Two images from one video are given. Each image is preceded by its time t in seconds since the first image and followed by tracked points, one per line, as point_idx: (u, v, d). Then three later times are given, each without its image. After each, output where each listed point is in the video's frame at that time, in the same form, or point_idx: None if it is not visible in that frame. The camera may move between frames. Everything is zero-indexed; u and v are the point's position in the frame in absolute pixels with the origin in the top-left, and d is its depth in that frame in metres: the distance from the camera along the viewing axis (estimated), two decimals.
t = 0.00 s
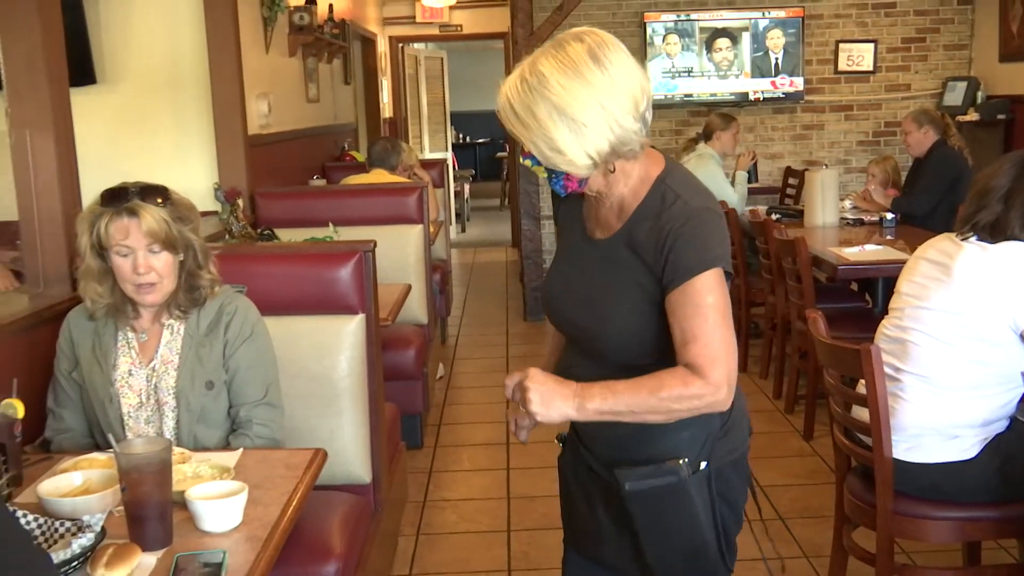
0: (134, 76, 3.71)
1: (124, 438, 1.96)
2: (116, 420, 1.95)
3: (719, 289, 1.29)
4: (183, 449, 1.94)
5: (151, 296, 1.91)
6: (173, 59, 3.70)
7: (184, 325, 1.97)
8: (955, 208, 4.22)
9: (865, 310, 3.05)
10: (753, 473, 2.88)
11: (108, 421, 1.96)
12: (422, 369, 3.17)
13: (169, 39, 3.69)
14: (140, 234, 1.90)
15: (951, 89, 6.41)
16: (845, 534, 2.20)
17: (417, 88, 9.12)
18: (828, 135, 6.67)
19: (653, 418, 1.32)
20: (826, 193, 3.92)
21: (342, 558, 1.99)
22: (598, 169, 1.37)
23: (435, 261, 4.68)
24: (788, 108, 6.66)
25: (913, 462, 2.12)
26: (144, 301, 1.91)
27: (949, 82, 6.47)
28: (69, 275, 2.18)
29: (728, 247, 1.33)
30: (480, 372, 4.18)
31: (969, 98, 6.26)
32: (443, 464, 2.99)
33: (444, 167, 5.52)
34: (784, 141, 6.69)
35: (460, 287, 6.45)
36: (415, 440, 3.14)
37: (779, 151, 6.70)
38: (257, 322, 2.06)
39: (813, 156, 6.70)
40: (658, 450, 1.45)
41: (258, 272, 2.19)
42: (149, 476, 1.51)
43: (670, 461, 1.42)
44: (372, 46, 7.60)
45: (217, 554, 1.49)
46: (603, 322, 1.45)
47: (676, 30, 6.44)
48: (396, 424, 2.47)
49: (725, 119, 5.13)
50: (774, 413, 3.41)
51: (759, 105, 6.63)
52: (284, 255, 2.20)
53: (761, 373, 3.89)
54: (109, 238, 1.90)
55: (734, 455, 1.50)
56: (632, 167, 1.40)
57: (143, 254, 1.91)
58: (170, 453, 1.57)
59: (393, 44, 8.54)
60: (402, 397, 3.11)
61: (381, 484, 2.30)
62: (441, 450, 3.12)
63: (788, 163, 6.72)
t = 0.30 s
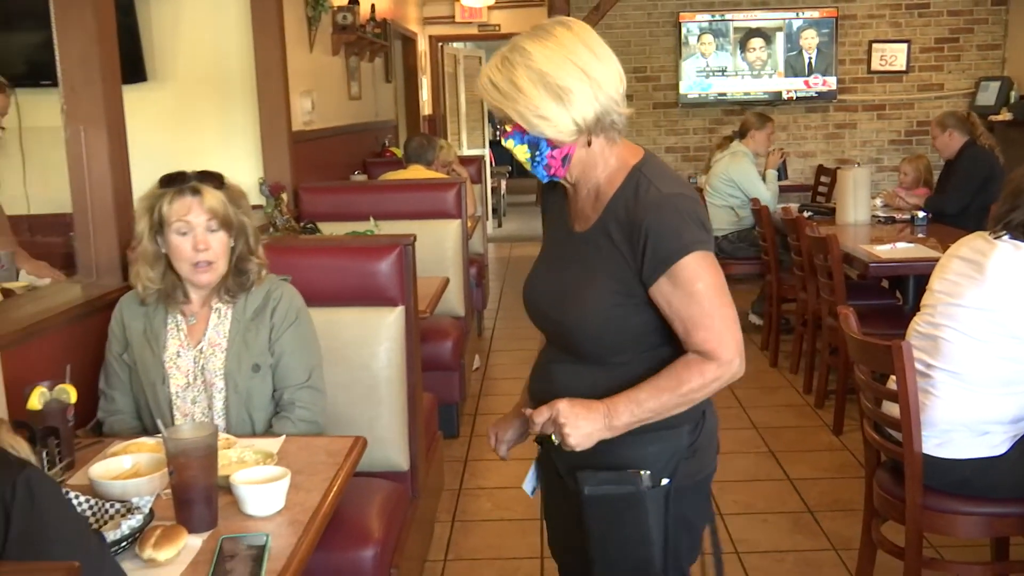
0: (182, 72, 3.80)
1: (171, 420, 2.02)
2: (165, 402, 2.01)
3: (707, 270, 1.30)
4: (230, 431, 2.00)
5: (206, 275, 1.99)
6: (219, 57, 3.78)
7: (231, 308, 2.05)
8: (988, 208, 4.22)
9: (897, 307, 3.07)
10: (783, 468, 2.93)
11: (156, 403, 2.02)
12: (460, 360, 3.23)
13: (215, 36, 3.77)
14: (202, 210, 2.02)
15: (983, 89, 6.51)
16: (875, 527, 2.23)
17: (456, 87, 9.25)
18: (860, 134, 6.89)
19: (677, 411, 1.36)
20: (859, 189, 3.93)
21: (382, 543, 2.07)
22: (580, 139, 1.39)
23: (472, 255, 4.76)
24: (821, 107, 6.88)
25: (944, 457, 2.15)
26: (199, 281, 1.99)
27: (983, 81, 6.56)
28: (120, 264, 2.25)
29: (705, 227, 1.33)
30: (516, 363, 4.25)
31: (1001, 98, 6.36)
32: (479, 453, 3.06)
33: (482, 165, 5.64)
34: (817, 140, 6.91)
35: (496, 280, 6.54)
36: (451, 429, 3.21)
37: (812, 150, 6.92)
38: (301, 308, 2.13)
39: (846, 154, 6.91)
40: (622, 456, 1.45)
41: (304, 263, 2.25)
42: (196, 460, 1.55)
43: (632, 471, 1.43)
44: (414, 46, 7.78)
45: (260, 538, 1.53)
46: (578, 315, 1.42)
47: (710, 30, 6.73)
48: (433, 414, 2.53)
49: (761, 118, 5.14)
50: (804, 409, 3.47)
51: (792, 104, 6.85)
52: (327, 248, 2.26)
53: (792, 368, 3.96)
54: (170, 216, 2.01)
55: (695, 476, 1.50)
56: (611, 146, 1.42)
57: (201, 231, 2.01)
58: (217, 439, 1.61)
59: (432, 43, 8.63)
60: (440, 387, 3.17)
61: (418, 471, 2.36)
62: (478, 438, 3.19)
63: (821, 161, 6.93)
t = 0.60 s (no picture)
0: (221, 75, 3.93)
1: (212, 415, 2.09)
2: (206, 398, 2.09)
3: (686, 264, 1.26)
4: (270, 425, 2.07)
5: (253, 262, 2.06)
6: (258, 61, 3.89)
7: (271, 305, 2.11)
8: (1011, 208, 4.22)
9: (920, 305, 3.10)
10: (806, 462, 2.98)
11: (198, 399, 2.09)
12: (490, 355, 3.31)
13: (254, 41, 3.88)
14: (251, 199, 2.12)
15: (1007, 89, 6.62)
16: (897, 522, 2.27)
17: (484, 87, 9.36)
18: (883, 135, 6.90)
19: (659, 410, 1.31)
20: (881, 187, 3.96)
21: (414, 533, 2.13)
22: (565, 139, 1.40)
23: (501, 253, 4.84)
24: (844, 108, 6.89)
25: (966, 453, 2.18)
26: (246, 269, 2.07)
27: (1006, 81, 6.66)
28: (161, 262, 2.33)
29: (687, 223, 1.30)
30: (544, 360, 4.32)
31: None
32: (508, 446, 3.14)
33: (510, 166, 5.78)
34: (840, 140, 6.93)
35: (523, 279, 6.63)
36: (481, 423, 3.30)
37: (835, 149, 6.94)
38: (339, 306, 2.19)
39: (869, 154, 6.93)
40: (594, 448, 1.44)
41: (341, 262, 2.32)
42: (234, 452, 1.61)
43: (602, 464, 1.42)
44: (444, 49, 7.91)
45: (296, 528, 1.56)
46: (562, 318, 1.41)
47: (736, 32, 6.76)
48: (464, 409, 2.59)
49: (788, 120, 5.17)
50: (827, 404, 3.51)
51: (816, 105, 6.87)
52: (362, 246, 2.32)
53: (816, 364, 4.00)
54: (220, 205, 2.11)
55: (667, 487, 1.46)
56: (595, 148, 1.42)
57: (251, 219, 2.10)
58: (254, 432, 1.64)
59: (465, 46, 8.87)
60: (469, 383, 3.24)
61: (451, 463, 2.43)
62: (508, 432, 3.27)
63: (844, 161, 6.95)
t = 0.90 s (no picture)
0: (263, 80, 4.02)
1: (256, 409, 2.16)
2: (251, 392, 2.16)
3: (667, 273, 1.26)
4: (311, 419, 2.15)
5: (294, 267, 2.14)
6: (299, 66, 3.99)
7: (315, 304, 2.18)
8: None
9: (948, 306, 3.13)
10: (835, 461, 3.01)
11: (243, 393, 2.17)
12: (523, 353, 3.38)
13: (296, 48, 3.98)
14: (296, 205, 2.19)
15: None
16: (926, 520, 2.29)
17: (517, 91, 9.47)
18: (912, 138, 6.88)
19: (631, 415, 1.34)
20: (910, 191, 3.97)
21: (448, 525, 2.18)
22: (570, 142, 1.43)
23: (534, 254, 4.91)
24: (873, 112, 6.89)
25: (996, 452, 2.21)
26: (288, 273, 2.14)
27: None
28: (206, 261, 2.41)
29: (675, 229, 1.29)
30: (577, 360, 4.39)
31: None
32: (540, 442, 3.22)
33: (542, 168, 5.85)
34: (869, 143, 6.92)
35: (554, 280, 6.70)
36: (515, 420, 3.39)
37: (863, 153, 6.94)
38: (381, 306, 2.26)
39: (897, 157, 6.91)
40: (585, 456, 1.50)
41: (383, 261, 2.40)
42: (277, 446, 1.65)
43: (587, 472, 1.48)
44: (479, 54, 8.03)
45: (336, 520, 1.61)
46: (553, 310, 1.44)
47: (765, 37, 6.80)
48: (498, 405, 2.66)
49: (818, 123, 5.18)
50: (856, 404, 3.53)
51: (845, 109, 6.88)
52: (402, 247, 2.39)
53: (844, 365, 4.03)
54: (265, 209, 2.17)
55: (659, 494, 1.47)
56: (606, 147, 1.43)
57: (293, 224, 2.17)
58: (295, 425, 1.70)
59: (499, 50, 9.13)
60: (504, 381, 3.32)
61: (483, 456, 2.51)
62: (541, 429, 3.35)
63: (872, 164, 6.94)
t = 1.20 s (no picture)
0: (298, 83, 4.13)
1: (294, 404, 2.24)
2: (288, 387, 2.24)
3: (667, 277, 1.23)
4: (345, 416, 2.21)
5: (320, 271, 2.18)
6: (334, 70, 4.10)
7: (351, 304, 2.25)
8: None
9: (971, 307, 3.16)
10: (858, 458, 3.05)
11: (281, 388, 2.24)
12: (551, 351, 3.46)
13: (330, 52, 4.08)
14: (320, 212, 2.21)
15: None
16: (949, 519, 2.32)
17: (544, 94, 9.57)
18: (936, 141, 6.89)
19: (630, 423, 1.32)
20: (934, 193, 3.99)
21: (478, 519, 2.24)
22: (584, 145, 1.45)
23: (563, 255, 4.98)
24: (897, 115, 6.90)
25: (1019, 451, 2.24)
26: (315, 275, 2.19)
27: None
28: (245, 259, 2.48)
29: (678, 235, 1.27)
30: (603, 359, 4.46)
31: None
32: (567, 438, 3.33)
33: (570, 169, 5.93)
34: (892, 145, 6.93)
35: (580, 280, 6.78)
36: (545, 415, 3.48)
37: (887, 155, 6.95)
38: (413, 305, 2.33)
39: (921, 159, 6.92)
40: (588, 459, 1.52)
41: (419, 261, 2.46)
42: (313, 440, 1.71)
43: (586, 479, 1.50)
44: (507, 58, 8.14)
45: (370, 512, 1.66)
46: (569, 312, 1.45)
47: (791, 41, 6.85)
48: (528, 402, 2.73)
49: (843, 126, 5.21)
50: (879, 403, 3.56)
51: (868, 112, 6.90)
52: (436, 246, 2.45)
53: (868, 364, 4.06)
54: (293, 216, 2.23)
55: (658, 498, 1.47)
56: (622, 150, 1.43)
57: (318, 230, 2.21)
58: (331, 420, 1.75)
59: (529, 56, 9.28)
60: (533, 377, 3.41)
61: (512, 452, 2.58)
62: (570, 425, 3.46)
63: (895, 167, 6.96)
